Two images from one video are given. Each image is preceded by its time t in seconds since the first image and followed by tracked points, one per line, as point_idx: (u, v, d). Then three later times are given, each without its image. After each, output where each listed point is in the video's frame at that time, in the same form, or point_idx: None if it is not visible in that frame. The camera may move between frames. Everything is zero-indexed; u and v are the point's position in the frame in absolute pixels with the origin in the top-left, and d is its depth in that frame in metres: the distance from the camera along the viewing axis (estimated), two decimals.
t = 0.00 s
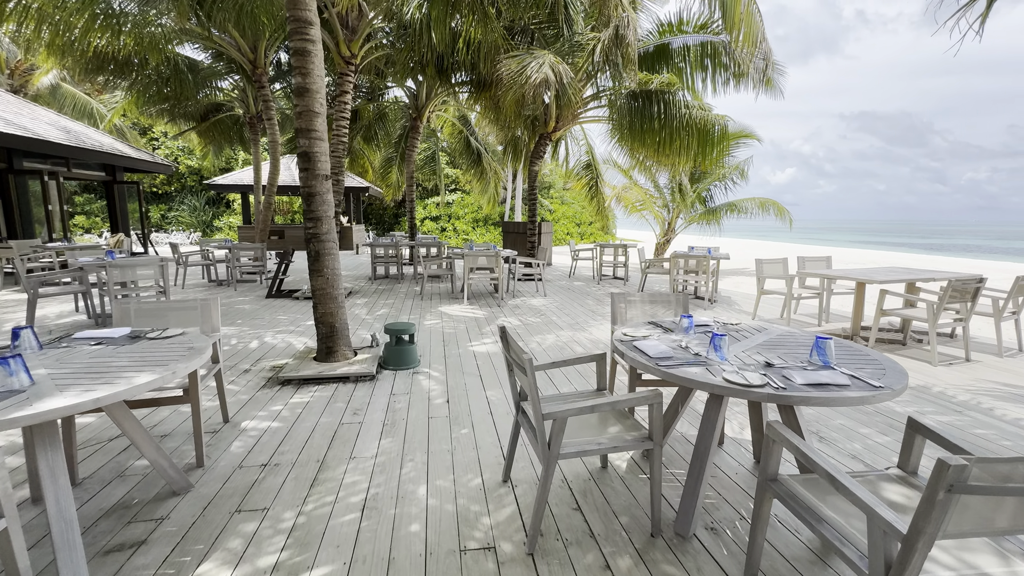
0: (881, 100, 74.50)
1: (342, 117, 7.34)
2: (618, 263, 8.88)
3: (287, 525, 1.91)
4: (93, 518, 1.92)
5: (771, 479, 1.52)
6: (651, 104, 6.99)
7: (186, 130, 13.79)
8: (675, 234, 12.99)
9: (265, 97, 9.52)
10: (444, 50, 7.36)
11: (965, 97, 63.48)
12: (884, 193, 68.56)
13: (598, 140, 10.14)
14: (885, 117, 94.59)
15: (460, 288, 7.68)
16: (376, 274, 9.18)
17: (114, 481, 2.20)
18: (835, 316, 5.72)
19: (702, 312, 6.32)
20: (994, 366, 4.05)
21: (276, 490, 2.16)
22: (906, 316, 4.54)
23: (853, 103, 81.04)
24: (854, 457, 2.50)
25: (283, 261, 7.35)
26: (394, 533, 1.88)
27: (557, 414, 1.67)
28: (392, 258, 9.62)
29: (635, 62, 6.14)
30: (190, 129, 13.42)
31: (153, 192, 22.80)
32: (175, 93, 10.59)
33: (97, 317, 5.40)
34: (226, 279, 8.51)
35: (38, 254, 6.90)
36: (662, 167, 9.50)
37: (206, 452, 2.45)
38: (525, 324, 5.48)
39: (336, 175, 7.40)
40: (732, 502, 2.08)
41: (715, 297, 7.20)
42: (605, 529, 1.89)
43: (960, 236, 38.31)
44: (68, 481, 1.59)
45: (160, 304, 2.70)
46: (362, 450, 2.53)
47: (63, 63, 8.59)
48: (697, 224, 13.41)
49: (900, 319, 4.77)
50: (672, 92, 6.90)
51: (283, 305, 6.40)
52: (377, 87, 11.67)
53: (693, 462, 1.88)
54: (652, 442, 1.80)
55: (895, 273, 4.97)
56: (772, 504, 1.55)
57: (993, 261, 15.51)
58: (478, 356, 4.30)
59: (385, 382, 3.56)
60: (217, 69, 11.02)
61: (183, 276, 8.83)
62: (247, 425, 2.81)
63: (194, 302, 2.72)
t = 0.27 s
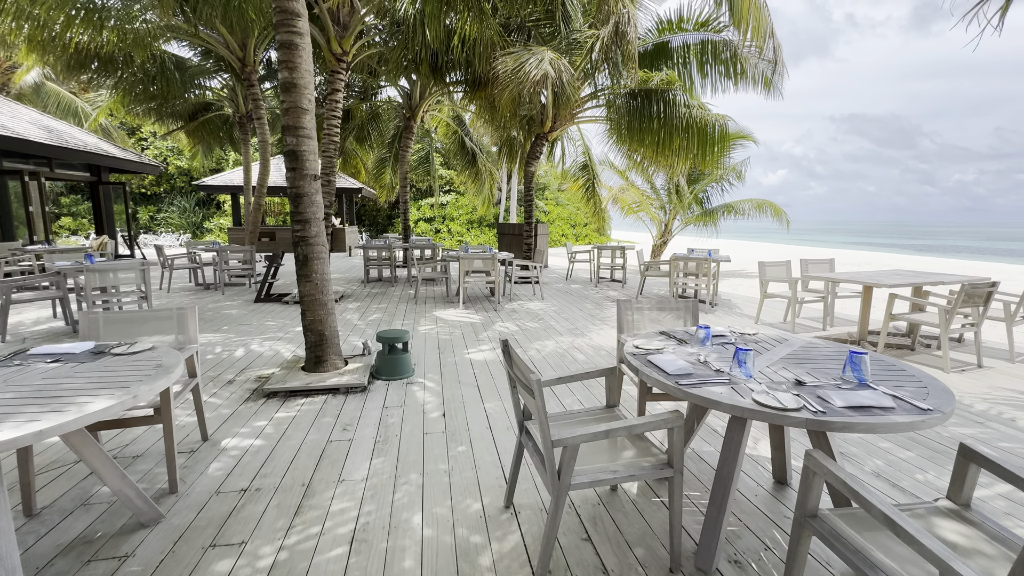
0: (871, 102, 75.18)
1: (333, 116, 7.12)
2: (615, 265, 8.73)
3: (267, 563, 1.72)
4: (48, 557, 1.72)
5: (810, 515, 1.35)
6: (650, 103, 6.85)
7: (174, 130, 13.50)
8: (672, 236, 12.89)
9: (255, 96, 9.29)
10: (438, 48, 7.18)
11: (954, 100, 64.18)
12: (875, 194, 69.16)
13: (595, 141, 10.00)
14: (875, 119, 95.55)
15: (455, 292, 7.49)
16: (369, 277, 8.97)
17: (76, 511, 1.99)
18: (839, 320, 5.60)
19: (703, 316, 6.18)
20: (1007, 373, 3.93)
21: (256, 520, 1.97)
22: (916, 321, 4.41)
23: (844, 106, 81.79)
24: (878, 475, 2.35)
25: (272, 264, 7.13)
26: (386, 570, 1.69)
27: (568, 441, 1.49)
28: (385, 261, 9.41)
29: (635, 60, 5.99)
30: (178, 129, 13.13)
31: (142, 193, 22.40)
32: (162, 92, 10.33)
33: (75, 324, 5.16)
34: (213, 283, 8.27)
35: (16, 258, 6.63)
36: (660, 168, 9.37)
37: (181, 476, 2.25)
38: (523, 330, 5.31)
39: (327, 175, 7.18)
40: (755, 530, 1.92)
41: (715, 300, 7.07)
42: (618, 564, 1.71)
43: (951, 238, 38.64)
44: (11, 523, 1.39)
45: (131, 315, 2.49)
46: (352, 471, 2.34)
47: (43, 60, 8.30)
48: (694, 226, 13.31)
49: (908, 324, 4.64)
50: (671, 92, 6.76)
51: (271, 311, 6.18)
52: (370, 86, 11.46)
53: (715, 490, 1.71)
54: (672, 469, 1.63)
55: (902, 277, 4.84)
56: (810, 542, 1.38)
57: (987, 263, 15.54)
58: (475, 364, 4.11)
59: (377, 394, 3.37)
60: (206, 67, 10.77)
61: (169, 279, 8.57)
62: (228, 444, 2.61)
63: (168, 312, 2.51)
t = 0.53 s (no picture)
0: (863, 104, 75.80)
1: (324, 113, 6.92)
2: (613, 267, 8.60)
3: None
4: None
5: (858, 554, 1.19)
6: (649, 102, 6.72)
7: (162, 129, 13.21)
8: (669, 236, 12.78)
9: (244, 94, 9.07)
10: (432, 44, 7.00)
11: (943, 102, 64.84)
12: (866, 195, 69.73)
13: (591, 140, 9.88)
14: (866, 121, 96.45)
15: (450, 295, 7.31)
16: (362, 279, 8.77)
17: (31, 544, 1.79)
18: (843, 323, 5.49)
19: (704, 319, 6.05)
20: (1021, 378, 3.82)
21: (233, 551, 1.78)
22: (925, 324, 4.29)
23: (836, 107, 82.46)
24: (904, 491, 2.21)
25: (261, 266, 6.91)
26: None
27: (580, 469, 1.32)
28: (378, 263, 9.21)
29: (635, 57, 5.85)
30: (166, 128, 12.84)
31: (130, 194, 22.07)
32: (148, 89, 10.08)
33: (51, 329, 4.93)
34: (201, 286, 8.03)
35: None
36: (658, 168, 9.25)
37: (152, 501, 2.06)
38: (521, 334, 5.14)
39: (317, 175, 6.97)
40: (780, 557, 1.77)
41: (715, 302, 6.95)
42: None
43: (942, 238, 38.96)
44: None
45: (100, 323, 2.30)
46: (341, 493, 2.15)
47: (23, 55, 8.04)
48: (690, 227, 13.23)
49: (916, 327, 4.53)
50: (671, 89, 6.62)
51: (260, 315, 5.97)
52: (363, 85, 11.27)
53: (740, 520, 1.55)
54: (696, 497, 1.46)
55: (909, 279, 4.73)
56: None
57: (981, 263, 15.59)
58: (471, 371, 3.94)
59: (369, 405, 3.18)
60: (194, 65, 10.52)
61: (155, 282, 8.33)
62: (206, 463, 2.42)
63: (141, 320, 2.32)
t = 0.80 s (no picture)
0: (853, 105, 76.44)
1: (313, 111, 6.68)
2: (611, 268, 8.44)
3: None
4: None
5: None
6: (649, 99, 6.55)
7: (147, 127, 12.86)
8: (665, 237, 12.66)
9: (232, 91, 8.79)
10: (426, 39, 6.78)
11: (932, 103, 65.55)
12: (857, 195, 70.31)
13: (588, 139, 9.71)
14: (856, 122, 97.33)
15: (445, 298, 7.10)
16: (354, 281, 8.55)
17: None
18: (850, 326, 5.35)
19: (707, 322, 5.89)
20: None
21: None
22: (938, 328, 4.15)
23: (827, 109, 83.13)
24: (941, 515, 2.04)
25: (248, 269, 6.66)
26: None
27: (603, 513, 1.14)
28: (370, 265, 8.98)
29: (636, 52, 5.67)
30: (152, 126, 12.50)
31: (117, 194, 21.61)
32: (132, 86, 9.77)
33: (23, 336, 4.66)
34: (186, 289, 7.76)
35: None
36: (656, 168, 9.11)
37: (114, 536, 1.84)
38: (519, 339, 4.94)
39: (307, 174, 6.73)
40: None
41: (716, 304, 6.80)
42: None
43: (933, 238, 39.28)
44: None
45: (59, 336, 2.08)
46: (328, 524, 1.95)
47: None
48: (687, 227, 13.10)
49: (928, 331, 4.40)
50: (671, 85, 6.45)
51: (246, 320, 5.73)
52: (354, 82, 11.02)
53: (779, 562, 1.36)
54: (732, 539, 1.27)
55: (919, 281, 4.60)
56: None
57: (974, 263, 15.65)
58: (468, 379, 3.74)
59: (360, 419, 2.97)
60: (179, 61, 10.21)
61: (139, 285, 8.04)
62: (179, 488, 2.20)
63: (105, 333, 2.10)
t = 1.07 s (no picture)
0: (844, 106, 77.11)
1: (302, 107, 6.46)
2: (608, 269, 8.29)
3: None
4: None
5: None
6: (648, 96, 6.40)
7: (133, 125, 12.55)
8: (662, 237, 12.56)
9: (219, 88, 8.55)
10: (419, 33, 6.59)
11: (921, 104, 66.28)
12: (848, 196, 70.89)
13: (584, 138, 9.56)
14: (846, 123, 98.23)
15: (438, 300, 6.91)
16: (346, 283, 8.34)
17: None
18: (854, 329, 5.24)
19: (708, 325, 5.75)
20: None
21: None
22: (948, 331, 4.04)
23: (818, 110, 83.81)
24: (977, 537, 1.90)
25: (235, 271, 6.44)
26: None
27: (629, 563, 0.97)
28: (362, 266, 8.76)
29: (636, 48, 5.52)
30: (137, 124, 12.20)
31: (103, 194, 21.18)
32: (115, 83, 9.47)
33: None
34: (171, 292, 7.50)
35: None
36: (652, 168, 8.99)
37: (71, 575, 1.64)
38: (517, 344, 4.76)
39: (295, 173, 6.51)
40: None
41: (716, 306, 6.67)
42: None
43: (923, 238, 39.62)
44: None
45: (13, 350, 1.87)
46: (312, 556, 1.76)
47: None
48: (683, 227, 13.00)
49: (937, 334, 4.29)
50: (671, 82, 6.31)
51: (232, 325, 5.50)
52: (346, 80, 10.80)
53: None
54: None
55: (927, 283, 4.49)
56: None
57: (966, 262, 15.74)
58: (465, 387, 3.56)
59: (350, 433, 2.78)
60: (165, 57, 9.94)
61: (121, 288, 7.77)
62: (150, 515, 2.01)
63: (65, 346, 1.90)
